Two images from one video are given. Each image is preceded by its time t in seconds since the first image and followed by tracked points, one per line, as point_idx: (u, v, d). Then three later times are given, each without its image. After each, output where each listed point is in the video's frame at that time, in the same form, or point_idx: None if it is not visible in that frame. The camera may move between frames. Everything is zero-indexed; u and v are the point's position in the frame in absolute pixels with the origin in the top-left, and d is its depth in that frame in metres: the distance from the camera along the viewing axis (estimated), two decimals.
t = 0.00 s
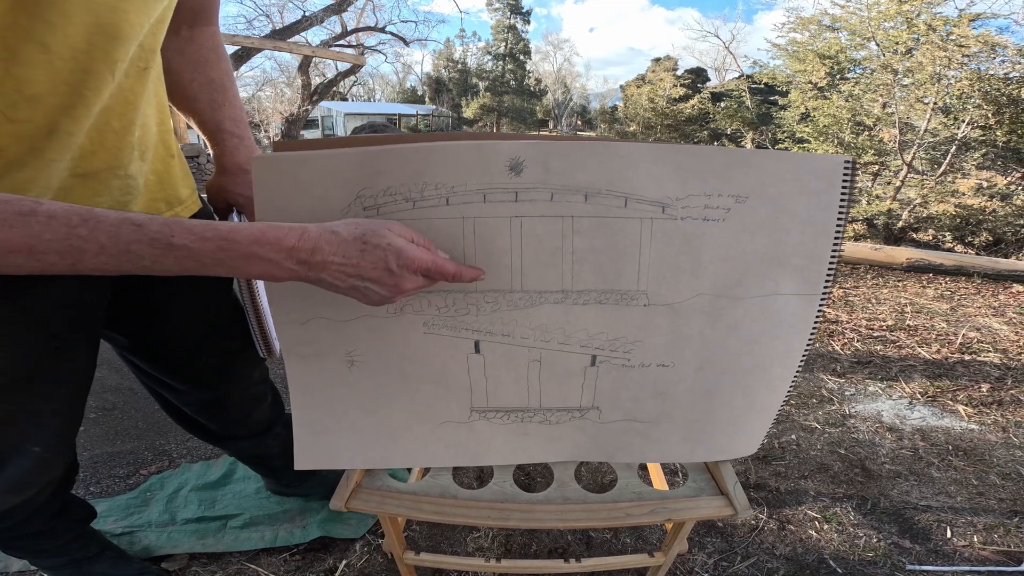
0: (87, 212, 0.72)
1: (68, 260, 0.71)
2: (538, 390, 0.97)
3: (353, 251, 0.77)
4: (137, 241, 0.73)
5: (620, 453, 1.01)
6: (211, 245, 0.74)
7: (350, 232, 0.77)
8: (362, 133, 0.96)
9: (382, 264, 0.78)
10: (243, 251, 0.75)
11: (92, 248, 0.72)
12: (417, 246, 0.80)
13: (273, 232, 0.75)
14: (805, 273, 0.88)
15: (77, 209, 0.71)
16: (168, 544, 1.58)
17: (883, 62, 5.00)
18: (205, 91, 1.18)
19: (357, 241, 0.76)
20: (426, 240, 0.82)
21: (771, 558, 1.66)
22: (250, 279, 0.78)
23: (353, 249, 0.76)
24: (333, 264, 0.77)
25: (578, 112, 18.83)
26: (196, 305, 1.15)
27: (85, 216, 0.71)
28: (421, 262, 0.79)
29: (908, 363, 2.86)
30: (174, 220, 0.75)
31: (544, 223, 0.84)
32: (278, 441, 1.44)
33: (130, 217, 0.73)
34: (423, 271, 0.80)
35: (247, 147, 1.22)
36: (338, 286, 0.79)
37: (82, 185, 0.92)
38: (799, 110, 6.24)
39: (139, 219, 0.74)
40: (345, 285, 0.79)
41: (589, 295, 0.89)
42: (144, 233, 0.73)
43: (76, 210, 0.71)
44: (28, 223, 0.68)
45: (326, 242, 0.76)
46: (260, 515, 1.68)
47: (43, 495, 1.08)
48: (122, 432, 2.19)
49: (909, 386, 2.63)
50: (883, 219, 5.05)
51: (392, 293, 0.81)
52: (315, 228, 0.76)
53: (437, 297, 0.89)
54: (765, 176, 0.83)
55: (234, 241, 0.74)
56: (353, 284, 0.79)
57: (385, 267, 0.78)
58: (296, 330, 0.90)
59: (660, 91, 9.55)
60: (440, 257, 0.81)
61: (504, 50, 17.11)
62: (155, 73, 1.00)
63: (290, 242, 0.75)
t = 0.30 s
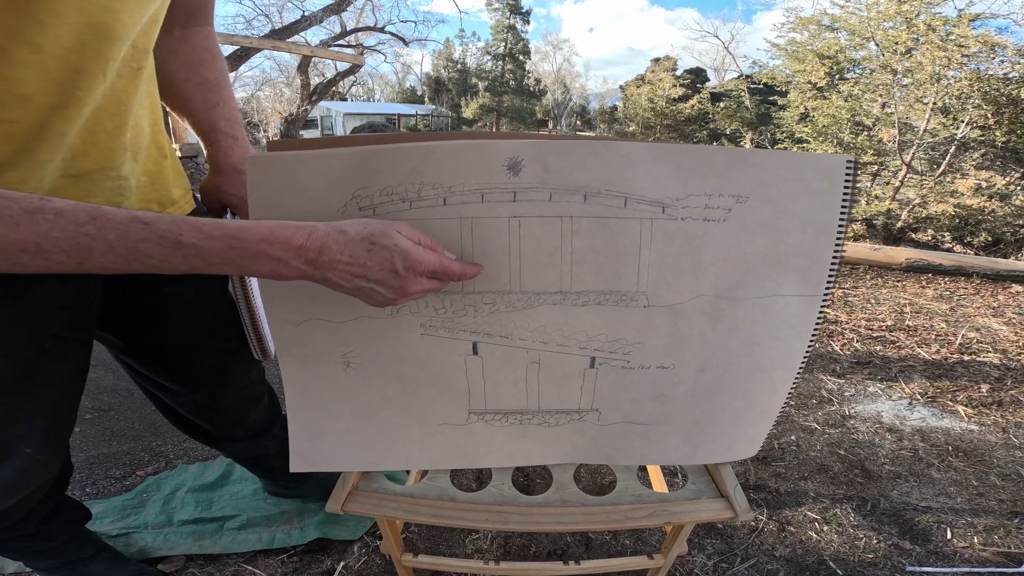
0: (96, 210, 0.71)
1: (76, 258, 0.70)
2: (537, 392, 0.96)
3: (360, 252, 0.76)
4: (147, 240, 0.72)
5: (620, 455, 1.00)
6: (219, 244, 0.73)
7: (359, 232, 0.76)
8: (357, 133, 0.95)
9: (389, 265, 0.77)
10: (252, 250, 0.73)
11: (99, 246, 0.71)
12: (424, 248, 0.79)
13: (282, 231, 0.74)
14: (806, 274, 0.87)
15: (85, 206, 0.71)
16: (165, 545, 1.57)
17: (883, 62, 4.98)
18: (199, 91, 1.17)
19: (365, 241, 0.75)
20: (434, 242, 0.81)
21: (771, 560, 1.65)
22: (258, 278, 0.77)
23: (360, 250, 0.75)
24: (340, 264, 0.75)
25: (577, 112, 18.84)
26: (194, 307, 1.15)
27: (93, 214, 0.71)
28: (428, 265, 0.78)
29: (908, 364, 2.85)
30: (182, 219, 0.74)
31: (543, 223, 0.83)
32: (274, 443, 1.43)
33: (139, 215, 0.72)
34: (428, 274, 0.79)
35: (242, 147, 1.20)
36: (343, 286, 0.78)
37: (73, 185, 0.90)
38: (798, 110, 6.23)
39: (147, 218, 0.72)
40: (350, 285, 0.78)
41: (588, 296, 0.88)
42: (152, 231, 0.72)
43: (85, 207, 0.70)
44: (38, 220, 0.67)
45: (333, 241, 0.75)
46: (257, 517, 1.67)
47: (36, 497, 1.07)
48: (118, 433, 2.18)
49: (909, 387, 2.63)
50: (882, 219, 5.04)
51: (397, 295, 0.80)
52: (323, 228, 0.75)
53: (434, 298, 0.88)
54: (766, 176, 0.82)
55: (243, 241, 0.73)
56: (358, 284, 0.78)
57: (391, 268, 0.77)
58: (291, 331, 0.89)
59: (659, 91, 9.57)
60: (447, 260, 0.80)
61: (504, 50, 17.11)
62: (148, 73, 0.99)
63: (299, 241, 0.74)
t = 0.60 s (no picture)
0: (82, 213, 0.70)
1: (60, 263, 0.70)
2: (536, 393, 0.95)
3: (351, 262, 0.75)
4: (134, 245, 0.71)
5: (619, 457, 1.00)
6: (209, 250, 0.73)
7: (352, 242, 0.75)
8: (354, 132, 0.94)
9: (380, 276, 0.76)
10: (242, 258, 0.73)
11: (86, 251, 0.70)
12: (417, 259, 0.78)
13: (273, 238, 0.73)
14: (807, 275, 0.87)
15: (72, 210, 0.70)
16: (162, 546, 1.56)
17: (882, 63, 4.97)
18: (198, 88, 1.17)
19: (356, 251, 0.75)
20: (429, 252, 0.80)
21: (770, 561, 1.65)
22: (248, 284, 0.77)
23: (351, 260, 0.75)
24: (330, 272, 0.75)
25: (577, 111, 18.85)
26: (191, 308, 1.14)
27: (79, 218, 0.70)
28: (421, 277, 0.78)
29: (907, 364, 2.85)
30: (171, 223, 0.73)
31: (543, 223, 0.82)
32: (271, 443, 1.43)
33: (127, 221, 0.72)
34: (420, 286, 0.79)
35: (240, 144, 1.20)
36: (333, 292, 0.78)
37: (66, 183, 0.90)
38: (797, 111, 6.22)
39: (136, 222, 0.72)
40: (341, 293, 0.78)
41: (588, 297, 0.88)
42: (140, 237, 0.71)
43: (70, 212, 0.70)
44: (22, 224, 0.66)
45: (325, 249, 0.74)
46: (255, 518, 1.66)
47: (31, 498, 1.06)
48: (115, 433, 2.17)
49: (908, 387, 2.63)
50: (881, 219, 5.04)
51: (388, 305, 0.79)
52: (315, 235, 0.74)
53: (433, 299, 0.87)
54: (767, 175, 0.81)
55: (231, 249, 0.73)
56: (348, 292, 0.78)
57: (381, 279, 0.76)
58: (288, 332, 0.88)
59: (659, 91, 9.57)
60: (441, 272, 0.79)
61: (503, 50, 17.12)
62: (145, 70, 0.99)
63: (290, 248, 0.73)
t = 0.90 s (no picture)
0: (67, 219, 0.70)
1: (45, 269, 0.69)
2: (534, 394, 0.95)
3: (342, 268, 0.74)
4: (119, 252, 0.71)
5: (618, 459, 0.99)
6: (196, 257, 0.73)
7: (343, 248, 0.74)
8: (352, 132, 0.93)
9: (372, 282, 0.76)
10: (231, 263, 0.72)
11: (71, 256, 0.69)
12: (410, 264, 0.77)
13: (261, 244, 0.72)
14: (806, 276, 0.86)
15: (55, 216, 0.69)
16: (159, 547, 1.56)
17: (881, 63, 4.96)
18: (199, 86, 1.16)
19: (347, 257, 0.74)
20: (422, 258, 0.79)
21: (770, 562, 1.64)
22: (237, 289, 0.76)
23: (342, 267, 0.74)
24: (321, 279, 0.74)
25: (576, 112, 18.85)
26: (187, 310, 1.13)
27: (64, 224, 0.69)
28: (415, 283, 0.77)
29: (907, 364, 2.85)
30: (158, 229, 0.73)
31: (541, 224, 0.82)
32: (269, 445, 1.42)
33: (112, 226, 0.71)
34: (414, 291, 0.78)
35: (242, 142, 1.20)
36: (324, 298, 0.78)
37: (57, 182, 0.89)
38: (796, 111, 6.21)
39: (120, 229, 0.71)
40: (332, 299, 0.78)
41: (586, 298, 0.87)
42: (126, 242, 0.71)
43: (55, 217, 0.69)
44: (5, 230, 0.66)
45: (315, 256, 0.73)
46: (253, 519, 1.66)
47: (27, 499, 1.05)
48: (113, 434, 2.17)
49: (908, 388, 2.63)
50: (881, 220, 5.05)
51: (381, 311, 0.79)
52: (306, 242, 0.74)
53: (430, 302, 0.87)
54: (768, 176, 0.81)
55: (221, 254, 0.72)
56: (339, 298, 0.77)
57: (374, 285, 0.76)
58: (284, 333, 0.88)
59: (659, 91, 9.58)
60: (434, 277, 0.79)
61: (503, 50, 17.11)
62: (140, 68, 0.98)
63: (278, 255, 0.73)
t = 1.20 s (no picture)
0: (56, 222, 0.69)
1: (34, 271, 0.69)
2: (535, 395, 0.94)
3: (339, 272, 0.74)
4: (108, 254, 0.70)
5: (620, 460, 0.99)
6: (188, 260, 0.72)
7: (341, 251, 0.74)
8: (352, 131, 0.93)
9: (370, 285, 0.75)
10: (224, 266, 0.72)
11: (59, 259, 0.69)
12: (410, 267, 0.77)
13: (256, 247, 0.72)
14: (809, 277, 0.86)
15: (44, 218, 0.69)
16: (158, 548, 1.55)
17: (882, 63, 4.95)
18: (198, 86, 1.16)
19: (345, 259, 0.74)
20: (422, 261, 0.79)
21: (771, 563, 1.64)
22: (233, 292, 0.76)
23: (339, 270, 0.74)
24: (318, 281, 0.74)
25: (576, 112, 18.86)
26: (185, 311, 1.13)
27: (53, 226, 0.69)
28: (414, 286, 0.77)
29: (907, 365, 2.85)
30: (149, 231, 0.72)
31: (543, 224, 0.81)
32: (269, 446, 1.41)
33: (102, 229, 0.71)
34: (413, 295, 0.77)
35: (241, 143, 1.19)
36: (321, 301, 0.77)
37: (53, 183, 0.89)
38: (796, 111, 6.19)
39: (111, 231, 0.71)
40: (329, 302, 0.77)
41: (588, 299, 0.87)
42: (116, 245, 0.70)
43: (43, 219, 0.68)
44: None
45: (312, 259, 0.73)
46: (252, 520, 1.65)
47: (25, 501, 1.05)
48: (112, 435, 2.16)
49: (908, 388, 2.63)
50: (881, 220, 5.04)
51: (379, 314, 0.78)
52: (303, 244, 0.73)
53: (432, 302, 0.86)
54: (770, 175, 0.80)
55: (215, 257, 0.72)
56: (337, 301, 0.77)
57: (372, 288, 0.75)
58: (284, 335, 0.88)
59: (658, 91, 9.57)
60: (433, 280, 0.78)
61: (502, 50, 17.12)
62: (138, 67, 0.98)
63: (274, 258, 0.72)
